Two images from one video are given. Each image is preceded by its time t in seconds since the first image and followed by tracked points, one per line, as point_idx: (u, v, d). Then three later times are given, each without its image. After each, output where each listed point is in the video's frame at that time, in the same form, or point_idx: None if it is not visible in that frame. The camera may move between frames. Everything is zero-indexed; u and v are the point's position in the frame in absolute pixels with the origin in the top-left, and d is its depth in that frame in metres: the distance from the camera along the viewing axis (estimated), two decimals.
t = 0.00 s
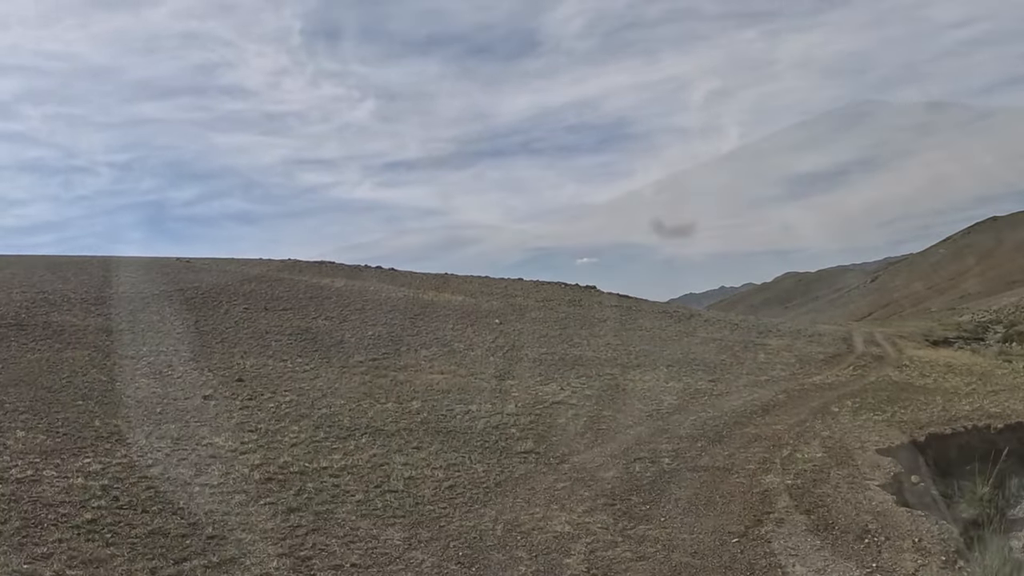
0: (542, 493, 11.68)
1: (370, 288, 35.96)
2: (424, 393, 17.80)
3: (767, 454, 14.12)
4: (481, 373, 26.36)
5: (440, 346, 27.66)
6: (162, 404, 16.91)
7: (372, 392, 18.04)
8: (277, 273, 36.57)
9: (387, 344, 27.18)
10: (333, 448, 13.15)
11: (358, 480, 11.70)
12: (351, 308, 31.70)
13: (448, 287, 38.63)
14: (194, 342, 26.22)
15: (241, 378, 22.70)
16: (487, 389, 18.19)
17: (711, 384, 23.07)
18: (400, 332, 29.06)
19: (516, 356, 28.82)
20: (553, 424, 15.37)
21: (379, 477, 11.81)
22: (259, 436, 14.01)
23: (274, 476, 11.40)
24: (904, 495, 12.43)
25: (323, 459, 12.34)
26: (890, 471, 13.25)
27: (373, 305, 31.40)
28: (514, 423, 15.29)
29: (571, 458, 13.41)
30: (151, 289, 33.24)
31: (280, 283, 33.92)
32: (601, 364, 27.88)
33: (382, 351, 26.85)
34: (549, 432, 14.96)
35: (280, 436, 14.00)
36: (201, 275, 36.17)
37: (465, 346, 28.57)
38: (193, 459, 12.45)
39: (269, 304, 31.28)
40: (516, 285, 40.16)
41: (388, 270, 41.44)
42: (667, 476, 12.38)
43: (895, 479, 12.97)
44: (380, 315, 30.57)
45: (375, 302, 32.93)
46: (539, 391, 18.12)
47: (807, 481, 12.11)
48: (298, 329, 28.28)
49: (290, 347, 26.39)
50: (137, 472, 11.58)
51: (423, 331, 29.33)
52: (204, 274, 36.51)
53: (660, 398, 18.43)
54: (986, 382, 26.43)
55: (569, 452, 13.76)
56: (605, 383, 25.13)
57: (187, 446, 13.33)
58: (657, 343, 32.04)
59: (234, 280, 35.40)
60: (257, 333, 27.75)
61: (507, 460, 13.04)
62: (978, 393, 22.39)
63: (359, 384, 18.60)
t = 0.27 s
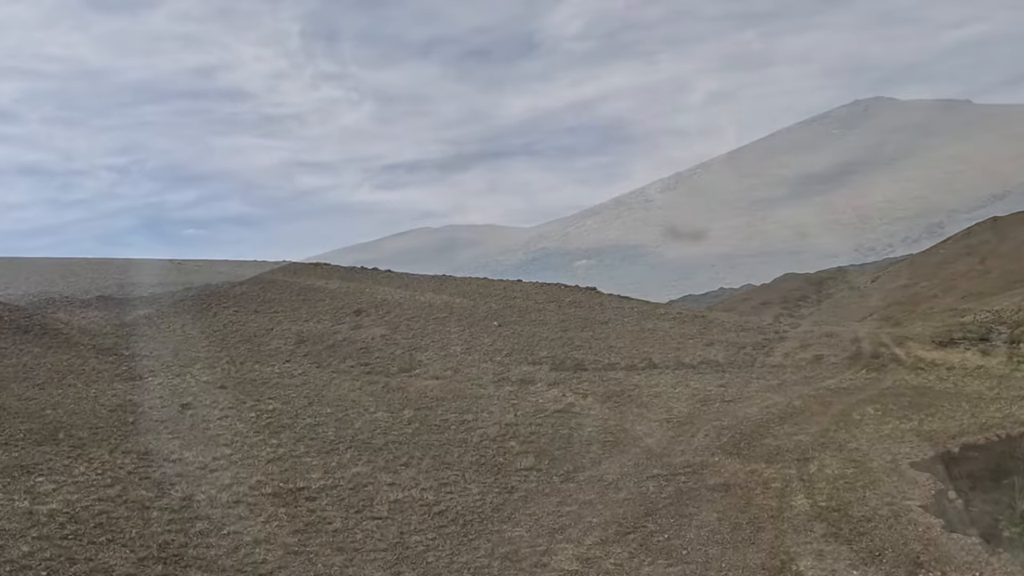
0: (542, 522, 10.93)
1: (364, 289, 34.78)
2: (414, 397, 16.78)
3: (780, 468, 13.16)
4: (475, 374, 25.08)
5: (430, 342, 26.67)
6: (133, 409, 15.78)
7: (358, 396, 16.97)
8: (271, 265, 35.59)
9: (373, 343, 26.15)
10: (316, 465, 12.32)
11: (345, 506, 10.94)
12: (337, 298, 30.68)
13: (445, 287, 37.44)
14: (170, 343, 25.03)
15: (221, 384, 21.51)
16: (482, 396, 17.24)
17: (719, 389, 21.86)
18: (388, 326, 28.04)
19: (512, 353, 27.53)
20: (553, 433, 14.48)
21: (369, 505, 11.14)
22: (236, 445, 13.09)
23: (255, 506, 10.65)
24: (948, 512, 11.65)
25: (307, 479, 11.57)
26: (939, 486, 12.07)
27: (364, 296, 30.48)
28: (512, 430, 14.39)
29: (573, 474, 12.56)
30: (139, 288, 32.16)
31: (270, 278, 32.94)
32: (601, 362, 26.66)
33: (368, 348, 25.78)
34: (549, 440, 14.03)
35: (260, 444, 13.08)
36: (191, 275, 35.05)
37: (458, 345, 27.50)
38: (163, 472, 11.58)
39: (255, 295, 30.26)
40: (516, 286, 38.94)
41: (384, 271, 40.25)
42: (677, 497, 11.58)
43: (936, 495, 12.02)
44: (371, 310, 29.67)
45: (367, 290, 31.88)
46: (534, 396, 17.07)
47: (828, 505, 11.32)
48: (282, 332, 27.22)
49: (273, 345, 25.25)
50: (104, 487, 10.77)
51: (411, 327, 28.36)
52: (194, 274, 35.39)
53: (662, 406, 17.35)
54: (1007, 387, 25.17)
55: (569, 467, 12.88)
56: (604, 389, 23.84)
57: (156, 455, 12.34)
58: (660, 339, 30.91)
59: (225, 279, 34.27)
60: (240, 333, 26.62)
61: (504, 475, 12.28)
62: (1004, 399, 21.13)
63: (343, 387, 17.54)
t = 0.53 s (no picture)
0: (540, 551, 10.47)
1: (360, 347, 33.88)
2: (403, 415, 16.17)
3: (788, 489, 12.56)
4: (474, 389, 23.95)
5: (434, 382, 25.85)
6: (112, 428, 15.05)
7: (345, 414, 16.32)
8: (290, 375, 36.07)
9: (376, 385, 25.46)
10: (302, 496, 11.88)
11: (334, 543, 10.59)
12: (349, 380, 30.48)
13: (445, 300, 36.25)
14: (171, 390, 24.55)
15: (209, 394, 20.64)
16: (474, 416, 16.65)
17: (732, 392, 20.71)
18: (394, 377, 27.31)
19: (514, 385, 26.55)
20: (555, 457, 13.48)
21: (351, 550, 10.44)
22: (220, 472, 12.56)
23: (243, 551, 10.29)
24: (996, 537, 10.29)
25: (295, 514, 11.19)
26: (977, 503, 10.95)
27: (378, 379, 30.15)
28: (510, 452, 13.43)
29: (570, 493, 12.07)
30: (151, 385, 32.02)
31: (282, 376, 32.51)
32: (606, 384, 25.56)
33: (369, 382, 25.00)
34: (542, 454, 13.42)
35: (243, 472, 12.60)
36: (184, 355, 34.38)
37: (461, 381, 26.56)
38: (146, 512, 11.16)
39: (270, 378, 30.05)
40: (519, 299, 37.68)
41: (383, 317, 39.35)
42: (681, 523, 11.11)
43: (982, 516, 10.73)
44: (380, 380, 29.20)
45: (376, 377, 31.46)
46: (530, 420, 16.42)
47: (842, 528, 10.78)
48: (288, 381, 26.75)
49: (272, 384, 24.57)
50: (81, 534, 10.31)
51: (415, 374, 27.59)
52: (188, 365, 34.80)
53: (666, 425, 16.49)
54: None
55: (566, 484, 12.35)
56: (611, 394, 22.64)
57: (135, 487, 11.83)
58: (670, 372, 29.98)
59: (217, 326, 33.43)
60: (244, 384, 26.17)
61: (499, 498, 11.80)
62: None
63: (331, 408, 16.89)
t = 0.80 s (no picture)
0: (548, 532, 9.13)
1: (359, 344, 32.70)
2: (401, 422, 14.94)
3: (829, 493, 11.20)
4: (480, 391, 22.75)
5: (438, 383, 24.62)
6: (86, 437, 13.91)
7: (339, 422, 15.09)
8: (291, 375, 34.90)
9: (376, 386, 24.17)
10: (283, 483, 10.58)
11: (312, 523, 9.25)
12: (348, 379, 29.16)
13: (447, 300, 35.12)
14: (162, 393, 23.37)
15: (200, 401, 19.51)
16: (479, 422, 15.43)
17: (756, 395, 19.48)
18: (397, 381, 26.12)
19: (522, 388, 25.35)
20: (567, 457, 12.22)
21: (332, 539, 9.03)
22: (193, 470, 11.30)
23: (207, 536, 8.99)
24: None
25: (271, 500, 9.89)
26: None
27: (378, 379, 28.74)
28: (517, 454, 12.16)
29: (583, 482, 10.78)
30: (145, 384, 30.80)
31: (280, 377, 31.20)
32: (619, 387, 24.33)
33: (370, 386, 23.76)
34: (554, 456, 12.16)
35: (220, 468, 11.34)
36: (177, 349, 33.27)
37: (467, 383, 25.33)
38: (103, 502, 9.90)
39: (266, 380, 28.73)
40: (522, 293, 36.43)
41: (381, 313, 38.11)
42: (712, 515, 9.77)
43: None
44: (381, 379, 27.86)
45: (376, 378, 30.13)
46: (541, 428, 15.20)
47: (893, 522, 9.46)
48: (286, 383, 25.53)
49: (269, 387, 23.39)
50: (26, 526, 9.08)
51: (419, 380, 26.41)
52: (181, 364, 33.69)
53: (689, 435, 15.31)
54: None
55: (579, 475, 11.06)
56: (625, 397, 21.42)
57: (98, 481, 10.59)
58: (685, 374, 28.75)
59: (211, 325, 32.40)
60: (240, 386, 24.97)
61: (501, 487, 10.49)
62: None
63: (325, 417, 15.67)
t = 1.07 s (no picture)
0: (576, 556, 7.85)
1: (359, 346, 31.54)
2: (404, 432, 13.72)
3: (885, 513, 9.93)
4: (488, 396, 21.53)
5: (443, 387, 23.42)
6: (58, 450, 12.73)
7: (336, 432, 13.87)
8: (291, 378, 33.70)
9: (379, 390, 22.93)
10: (270, 501, 9.34)
11: (301, 546, 8.00)
12: (349, 381, 27.94)
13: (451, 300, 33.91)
14: (153, 397, 22.20)
15: (190, 408, 18.33)
16: (489, 432, 14.21)
17: (783, 400, 18.24)
18: (401, 385, 24.91)
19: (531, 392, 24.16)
20: (588, 472, 10.99)
21: (326, 558, 7.78)
22: (170, 488, 10.07)
23: (182, 557, 7.71)
24: None
25: (256, 518, 8.63)
26: None
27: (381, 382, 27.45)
28: (534, 467, 10.94)
29: (610, 498, 9.52)
30: (139, 386, 29.63)
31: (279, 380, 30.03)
32: (633, 391, 23.10)
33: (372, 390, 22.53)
34: (574, 470, 10.92)
35: (201, 485, 10.11)
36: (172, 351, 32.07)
37: (474, 388, 24.12)
38: (64, 526, 8.66)
39: (265, 383, 27.56)
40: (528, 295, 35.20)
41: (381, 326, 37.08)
42: (762, 537, 8.47)
43: None
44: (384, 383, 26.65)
45: (379, 380, 28.94)
46: (556, 438, 13.97)
47: (971, 552, 8.22)
48: (284, 387, 24.32)
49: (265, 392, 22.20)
50: None
51: (424, 384, 25.22)
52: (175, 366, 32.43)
53: (717, 447, 14.09)
54: None
55: (605, 491, 9.82)
56: (642, 402, 20.20)
57: (61, 502, 9.37)
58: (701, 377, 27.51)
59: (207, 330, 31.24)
60: (236, 390, 23.77)
61: (518, 503, 9.19)
62: None
63: (321, 427, 14.46)
